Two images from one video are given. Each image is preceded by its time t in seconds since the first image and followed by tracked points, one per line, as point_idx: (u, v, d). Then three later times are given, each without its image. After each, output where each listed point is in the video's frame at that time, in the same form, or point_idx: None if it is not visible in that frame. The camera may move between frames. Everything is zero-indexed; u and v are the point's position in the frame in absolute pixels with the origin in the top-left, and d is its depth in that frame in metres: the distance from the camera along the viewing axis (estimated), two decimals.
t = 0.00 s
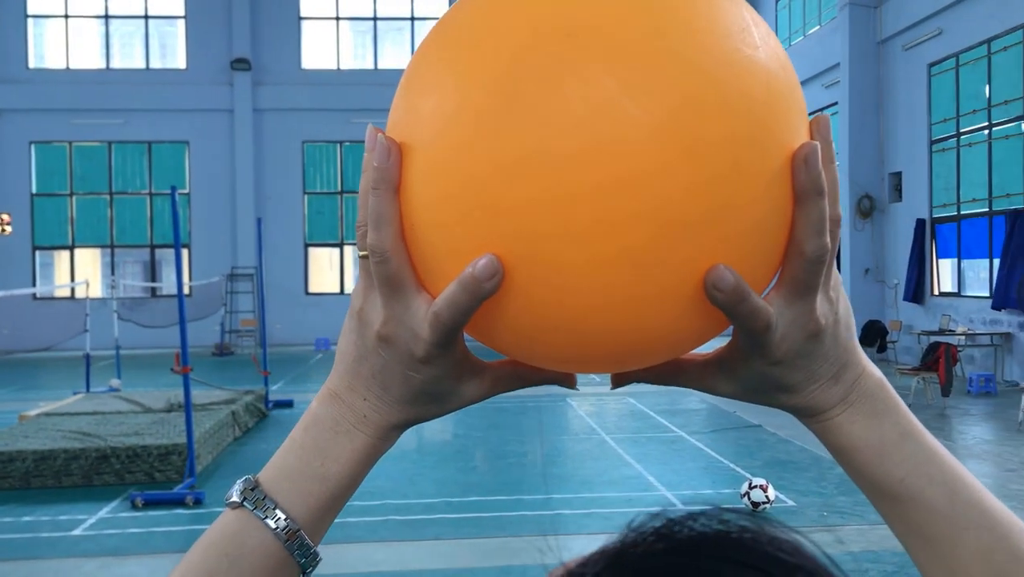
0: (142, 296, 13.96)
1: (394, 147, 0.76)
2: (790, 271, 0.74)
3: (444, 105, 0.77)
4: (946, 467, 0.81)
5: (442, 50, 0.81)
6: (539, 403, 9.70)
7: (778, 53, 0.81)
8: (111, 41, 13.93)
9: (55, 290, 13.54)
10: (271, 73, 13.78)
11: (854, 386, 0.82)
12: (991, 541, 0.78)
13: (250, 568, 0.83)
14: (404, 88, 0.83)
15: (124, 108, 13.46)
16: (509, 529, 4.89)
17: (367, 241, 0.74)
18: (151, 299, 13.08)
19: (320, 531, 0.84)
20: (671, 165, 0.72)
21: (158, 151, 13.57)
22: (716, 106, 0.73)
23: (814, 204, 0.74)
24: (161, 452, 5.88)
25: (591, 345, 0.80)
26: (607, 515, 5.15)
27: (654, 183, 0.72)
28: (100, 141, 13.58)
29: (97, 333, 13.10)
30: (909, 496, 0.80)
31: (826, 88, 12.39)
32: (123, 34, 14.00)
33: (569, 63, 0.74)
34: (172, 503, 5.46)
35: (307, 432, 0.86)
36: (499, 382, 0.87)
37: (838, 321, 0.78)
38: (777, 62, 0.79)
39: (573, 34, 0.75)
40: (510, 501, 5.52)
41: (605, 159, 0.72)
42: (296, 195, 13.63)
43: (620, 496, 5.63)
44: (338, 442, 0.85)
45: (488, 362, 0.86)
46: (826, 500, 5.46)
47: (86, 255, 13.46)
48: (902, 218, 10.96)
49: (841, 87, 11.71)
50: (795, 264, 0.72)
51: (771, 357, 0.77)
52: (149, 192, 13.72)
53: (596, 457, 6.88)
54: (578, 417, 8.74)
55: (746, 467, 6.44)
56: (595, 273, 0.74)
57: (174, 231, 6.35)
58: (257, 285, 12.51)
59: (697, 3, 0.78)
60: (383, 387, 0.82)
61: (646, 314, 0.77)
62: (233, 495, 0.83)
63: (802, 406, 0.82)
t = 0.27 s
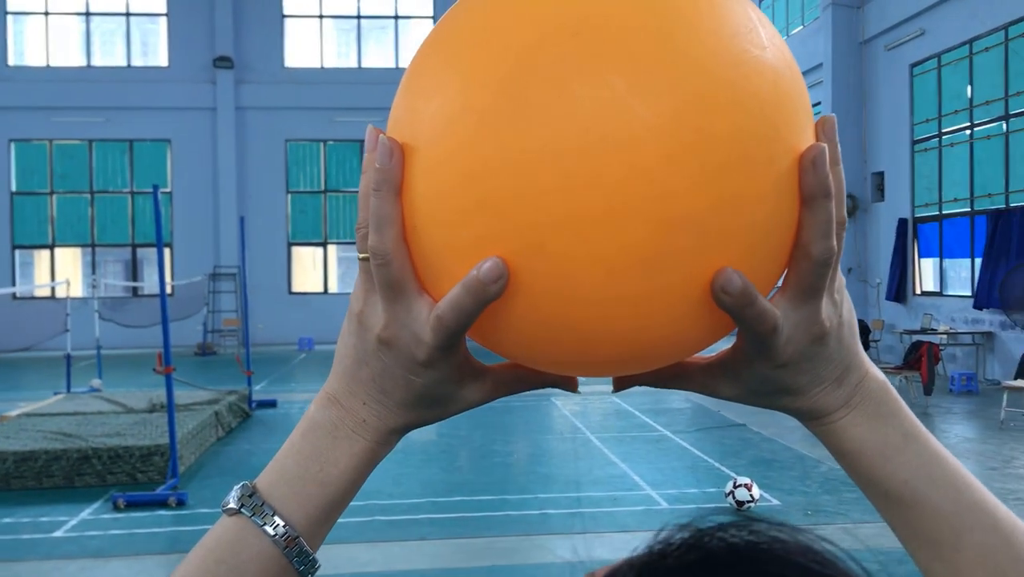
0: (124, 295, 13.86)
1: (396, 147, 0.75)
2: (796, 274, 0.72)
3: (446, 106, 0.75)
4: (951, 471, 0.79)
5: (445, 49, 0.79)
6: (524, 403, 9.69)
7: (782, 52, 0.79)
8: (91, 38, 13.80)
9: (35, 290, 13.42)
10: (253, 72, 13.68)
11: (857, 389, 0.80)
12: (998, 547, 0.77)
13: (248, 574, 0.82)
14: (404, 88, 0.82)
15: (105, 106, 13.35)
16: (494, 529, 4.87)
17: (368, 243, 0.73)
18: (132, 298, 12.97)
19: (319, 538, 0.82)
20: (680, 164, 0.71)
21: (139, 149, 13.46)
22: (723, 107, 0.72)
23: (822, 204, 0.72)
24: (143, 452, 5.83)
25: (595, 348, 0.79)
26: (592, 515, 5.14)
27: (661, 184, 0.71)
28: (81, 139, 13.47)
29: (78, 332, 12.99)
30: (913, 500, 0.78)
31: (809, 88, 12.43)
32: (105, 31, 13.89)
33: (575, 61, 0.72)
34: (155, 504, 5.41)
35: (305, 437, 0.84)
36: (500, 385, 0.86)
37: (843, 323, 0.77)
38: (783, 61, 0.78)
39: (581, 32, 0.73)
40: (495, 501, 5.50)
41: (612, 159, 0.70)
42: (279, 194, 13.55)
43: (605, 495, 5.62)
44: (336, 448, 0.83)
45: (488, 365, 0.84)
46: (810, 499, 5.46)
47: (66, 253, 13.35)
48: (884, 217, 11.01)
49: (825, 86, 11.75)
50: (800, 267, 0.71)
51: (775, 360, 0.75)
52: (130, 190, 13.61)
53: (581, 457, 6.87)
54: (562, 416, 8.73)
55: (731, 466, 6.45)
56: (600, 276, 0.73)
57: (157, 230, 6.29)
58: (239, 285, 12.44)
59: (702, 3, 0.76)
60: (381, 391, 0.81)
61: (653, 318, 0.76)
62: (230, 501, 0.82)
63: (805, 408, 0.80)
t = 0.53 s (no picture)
0: (107, 294, 13.77)
1: (400, 142, 0.74)
2: (803, 270, 0.72)
3: (451, 101, 0.75)
4: (954, 467, 0.79)
5: (449, 43, 0.78)
6: (510, 402, 9.68)
7: (789, 47, 0.79)
8: (75, 35, 13.70)
9: (17, 289, 13.31)
10: (238, 70, 13.62)
11: (861, 385, 0.80)
12: (1001, 542, 0.77)
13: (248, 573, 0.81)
14: (407, 83, 0.81)
15: (88, 104, 13.25)
16: (480, 528, 4.86)
17: (372, 238, 0.72)
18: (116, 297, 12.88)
19: (319, 536, 0.81)
20: (689, 160, 0.70)
21: (123, 147, 13.37)
22: (734, 102, 0.71)
23: (830, 200, 0.72)
24: (128, 452, 5.79)
25: (600, 345, 0.78)
26: (579, 513, 5.14)
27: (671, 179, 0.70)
28: (64, 136, 13.36)
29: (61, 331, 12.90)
30: (918, 497, 0.78)
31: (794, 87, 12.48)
32: (88, 28, 13.80)
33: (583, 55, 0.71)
34: (139, 504, 5.37)
35: (306, 434, 0.83)
36: (503, 382, 0.85)
37: (849, 320, 0.76)
38: (790, 56, 0.78)
39: (588, 27, 0.72)
40: (482, 500, 5.49)
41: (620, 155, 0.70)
42: (264, 192, 13.49)
43: (591, 494, 5.61)
44: (337, 444, 0.82)
45: (491, 361, 0.84)
46: (795, 496, 5.48)
47: (50, 252, 13.26)
48: (869, 217, 11.07)
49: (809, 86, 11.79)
50: (807, 263, 0.71)
51: (780, 357, 0.75)
52: (114, 188, 13.52)
53: (567, 455, 6.87)
54: (548, 415, 8.73)
55: (717, 464, 6.46)
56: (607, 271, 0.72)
57: (140, 228, 6.23)
58: (224, 283, 12.38)
59: None
60: (384, 387, 0.80)
61: (660, 314, 0.75)
62: (229, 498, 0.81)
63: (808, 405, 0.80)
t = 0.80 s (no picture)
0: (91, 293, 13.69)
1: (412, 138, 0.74)
2: (817, 272, 0.72)
3: (463, 99, 0.74)
4: (966, 469, 0.80)
5: (461, 39, 0.78)
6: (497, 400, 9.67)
7: (805, 44, 0.79)
8: (58, 32, 13.60)
9: None
10: (223, 68, 13.55)
11: (871, 386, 0.80)
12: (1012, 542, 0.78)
13: None
14: (417, 82, 0.81)
15: (72, 102, 13.16)
16: (467, 527, 4.85)
17: (383, 236, 0.72)
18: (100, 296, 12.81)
19: (324, 537, 0.81)
20: (708, 157, 0.70)
21: (107, 145, 13.29)
22: (753, 100, 0.71)
23: (845, 200, 0.72)
24: (113, 452, 5.75)
25: (613, 345, 0.78)
26: (566, 512, 5.13)
27: (690, 178, 0.70)
28: (47, 135, 13.28)
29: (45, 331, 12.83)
30: (930, 497, 0.79)
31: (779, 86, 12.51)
32: (71, 26, 13.71)
33: (603, 52, 0.71)
34: (124, 504, 5.34)
35: (310, 434, 0.83)
36: (510, 382, 0.85)
37: (860, 323, 0.77)
38: (807, 52, 0.78)
39: (604, 22, 0.72)
40: (468, 499, 5.48)
41: (639, 153, 0.69)
42: (249, 191, 13.43)
43: (578, 493, 5.61)
44: (346, 444, 0.82)
45: (499, 363, 0.83)
46: (782, 495, 5.49)
47: (33, 251, 13.18)
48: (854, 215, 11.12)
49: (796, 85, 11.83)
50: (823, 262, 0.71)
51: (792, 358, 0.75)
52: (98, 187, 13.45)
53: (554, 454, 6.86)
54: (535, 414, 8.73)
55: (703, 463, 6.47)
56: (621, 270, 0.72)
57: (126, 226, 6.16)
58: (209, 283, 12.35)
59: None
60: (393, 387, 0.79)
61: (672, 312, 0.75)
62: (235, 499, 0.80)
63: (820, 406, 0.80)
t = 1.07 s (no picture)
0: (71, 294, 13.57)
1: (422, 132, 0.73)
2: (833, 270, 0.72)
3: (475, 95, 0.73)
4: (976, 469, 0.80)
5: (472, 33, 0.77)
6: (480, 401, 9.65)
7: (820, 38, 0.78)
8: (37, 32, 13.48)
9: None
10: (204, 68, 13.47)
11: (883, 386, 0.80)
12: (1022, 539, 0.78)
13: None
14: (426, 77, 0.80)
15: (51, 103, 13.04)
16: (452, 529, 4.83)
17: (393, 233, 0.71)
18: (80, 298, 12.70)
19: (330, 539, 0.80)
20: (726, 152, 0.69)
21: (86, 146, 13.18)
22: (769, 94, 0.70)
23: (862, 198, 0.72)
24: (93, 455, 5.69)
25: (624, 343, 0.77)
26: (550, 513, 5.13)
27: (708, 174, 0.69)
28: (26, 136, 13.16)
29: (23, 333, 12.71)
30: (942, 497, 0.79)
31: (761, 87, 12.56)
32: (50, 26, 13.58)
33: (619, 46, 0.70)
34: (105, 508, 5.28)
35: (316, 434, 0.81)
36: (518, 382, 0.84)
37: (873, 322, 0.77)
38: (821, 48, 0.77)
39: (621, 17, 0.71)
40: (452, 500, 5.46)
41: (656, 147, 0.69)
42: (231, 192, 13.35)
43: (562, 493, 5.60)
44: (351, 444, 0.80)
45: (507, 362, 0.82)
46: (765, 494, 5.50)
47: (11, 252, 13.05)
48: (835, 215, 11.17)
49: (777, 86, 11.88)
50: (839, 262, 0.71)
51: (806, 358, 0.75)
52: (78, 188, 13.34)
53: (538, 455, 6.85)
54: (518, 414, 8.72)
55: (686, 462, 6.48)
56: (635, 266, 0.71)
57: (107, 227, 6.10)
58: (189, 285, 12.27)
59: None
60: (400, 388, 0.78)
61: (687, 311, 0.74)
62: (238, 501, 0.79)
63: (830, 406, 0.80)
